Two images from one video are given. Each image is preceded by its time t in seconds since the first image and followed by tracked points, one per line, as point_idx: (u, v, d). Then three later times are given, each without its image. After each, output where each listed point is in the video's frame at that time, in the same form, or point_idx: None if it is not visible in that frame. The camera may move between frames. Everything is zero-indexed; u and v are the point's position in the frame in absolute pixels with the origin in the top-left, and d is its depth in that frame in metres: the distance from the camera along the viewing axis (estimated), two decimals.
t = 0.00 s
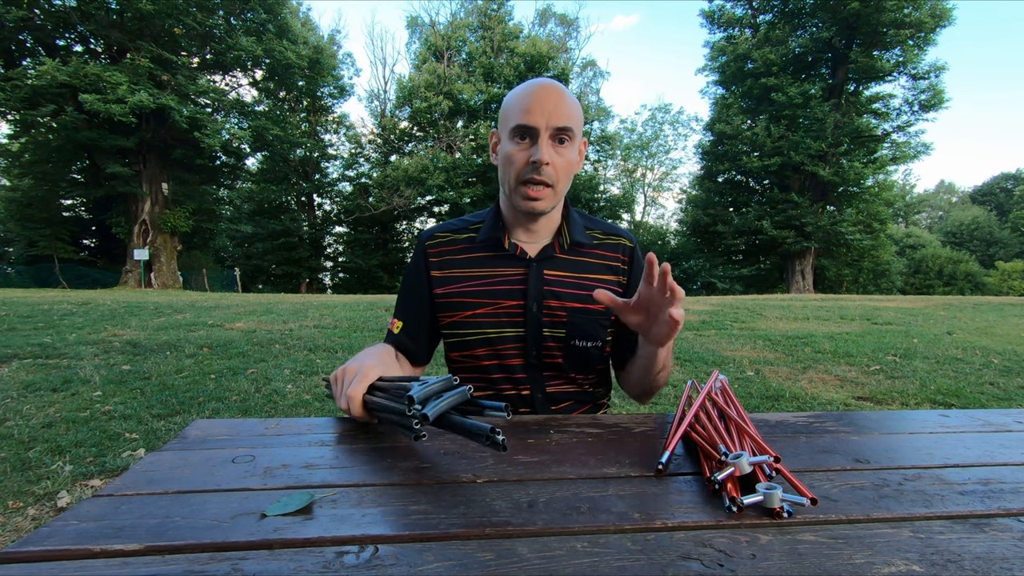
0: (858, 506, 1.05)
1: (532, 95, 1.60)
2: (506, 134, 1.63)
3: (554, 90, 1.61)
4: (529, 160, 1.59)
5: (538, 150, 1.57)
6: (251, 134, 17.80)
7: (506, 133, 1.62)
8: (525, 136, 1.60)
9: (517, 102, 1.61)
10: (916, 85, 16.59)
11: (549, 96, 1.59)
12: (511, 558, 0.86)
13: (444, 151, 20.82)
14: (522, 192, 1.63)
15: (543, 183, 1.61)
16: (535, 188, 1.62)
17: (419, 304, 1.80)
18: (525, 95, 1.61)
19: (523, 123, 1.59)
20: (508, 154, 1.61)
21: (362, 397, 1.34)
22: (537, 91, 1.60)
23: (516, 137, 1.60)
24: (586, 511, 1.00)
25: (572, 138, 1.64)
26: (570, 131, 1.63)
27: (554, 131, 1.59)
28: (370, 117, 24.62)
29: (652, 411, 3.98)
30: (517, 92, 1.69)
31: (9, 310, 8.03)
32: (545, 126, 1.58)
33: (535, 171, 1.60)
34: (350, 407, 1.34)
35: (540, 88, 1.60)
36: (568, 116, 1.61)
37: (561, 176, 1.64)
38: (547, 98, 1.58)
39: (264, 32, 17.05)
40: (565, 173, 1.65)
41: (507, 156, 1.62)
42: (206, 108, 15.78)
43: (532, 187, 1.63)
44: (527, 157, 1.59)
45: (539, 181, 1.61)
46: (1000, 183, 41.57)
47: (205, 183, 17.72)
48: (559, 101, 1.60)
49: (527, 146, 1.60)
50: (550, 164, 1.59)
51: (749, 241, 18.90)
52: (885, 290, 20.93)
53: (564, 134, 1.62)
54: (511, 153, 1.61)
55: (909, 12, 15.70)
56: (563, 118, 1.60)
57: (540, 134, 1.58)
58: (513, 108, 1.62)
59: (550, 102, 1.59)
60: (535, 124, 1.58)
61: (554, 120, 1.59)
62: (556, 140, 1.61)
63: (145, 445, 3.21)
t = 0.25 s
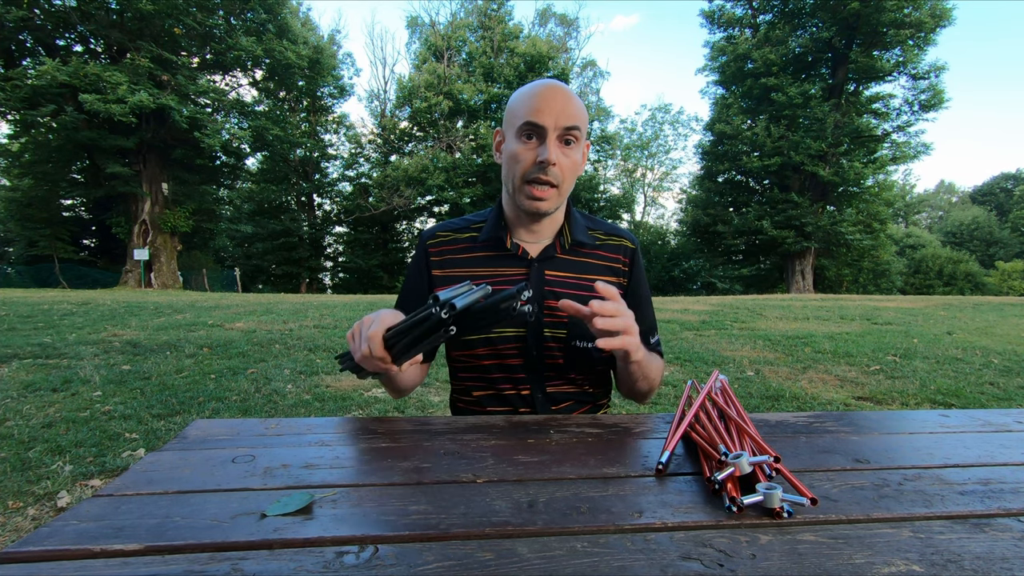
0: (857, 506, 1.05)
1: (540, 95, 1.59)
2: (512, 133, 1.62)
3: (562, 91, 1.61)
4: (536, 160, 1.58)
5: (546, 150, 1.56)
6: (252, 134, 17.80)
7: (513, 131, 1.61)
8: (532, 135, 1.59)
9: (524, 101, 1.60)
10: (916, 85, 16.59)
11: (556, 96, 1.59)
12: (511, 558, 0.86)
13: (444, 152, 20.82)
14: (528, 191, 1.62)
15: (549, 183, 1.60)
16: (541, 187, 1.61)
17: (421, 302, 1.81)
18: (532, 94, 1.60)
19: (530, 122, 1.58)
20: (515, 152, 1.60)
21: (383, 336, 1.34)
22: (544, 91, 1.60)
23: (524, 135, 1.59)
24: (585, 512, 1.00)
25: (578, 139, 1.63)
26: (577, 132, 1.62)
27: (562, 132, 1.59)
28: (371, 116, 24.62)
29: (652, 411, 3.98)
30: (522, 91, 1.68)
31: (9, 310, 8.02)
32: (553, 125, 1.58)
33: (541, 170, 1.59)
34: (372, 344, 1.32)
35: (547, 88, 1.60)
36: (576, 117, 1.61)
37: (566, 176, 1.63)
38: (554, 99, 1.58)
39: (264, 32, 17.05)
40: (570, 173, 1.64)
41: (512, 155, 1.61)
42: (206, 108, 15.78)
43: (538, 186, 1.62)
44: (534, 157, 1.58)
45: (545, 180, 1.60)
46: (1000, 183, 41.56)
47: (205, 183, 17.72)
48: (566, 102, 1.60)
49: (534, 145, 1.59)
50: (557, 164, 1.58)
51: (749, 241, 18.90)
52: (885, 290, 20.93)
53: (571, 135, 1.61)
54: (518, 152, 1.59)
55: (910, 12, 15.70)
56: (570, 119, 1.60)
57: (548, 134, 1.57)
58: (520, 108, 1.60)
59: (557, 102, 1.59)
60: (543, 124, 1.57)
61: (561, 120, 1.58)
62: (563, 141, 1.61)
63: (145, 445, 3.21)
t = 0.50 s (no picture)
0: (857, 506, 1.05)
1: (544, 95, 1.58)
2: (516, 131, 1.60)
3: (566, 91, 1.60)
4: (541, 159, 1.57)
5: (551, 150, 1.55)
6: (252, 134, 17.81)
7: (518, 129, 1.59)
8: (537, 133, 1.58)
9: (529, 100, 1.60)
10: (916, 85, 16.60)
11: (561, 96, 1.59)
12: (512, 558, 0.86)
13: (444, 152, 20.82)
14: (531, 190, 1.61)
15: (552, 183, 1.60)
16: (544, 186, 1.60)
17: (426, 304, 1.83)
18: (536, 94, 1.60)
19: (536, 120, 1.57)
20: (519, 151, 1.59)
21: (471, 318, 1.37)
22: (549, 91, 1.59)
23: (530, 134, 1.57)
24: (585, 511, 1.00)
25: (582, 138, 1.63)
26: (580, 132, 1.62)
27: (567, 131, 1.58)
28: (370, 116, 24.62)
29: (650, 411, 3.99)
30: (525, 90, 1.67)
31: (9, 310, 8.02)
32: (558, 125, 1.57)
33: (546, 169, 1.58)
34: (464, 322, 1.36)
35: (552, 88, 1.60)
36: (580, 118, 1.61)
37: (569, 176, 1.63)
38: (559, 98, 1.58)
39: (264, 32, 17.06)
40: (573, 173, 1.63)
41: (517, 152, 1.59)
42: (206, 108, 15.78)
43: (542, 184, 1.60)
44: (539, 155, 1.57)
45: (550, 180, 1.59)
46: (1000, 183, 41.54)
47: (205, 183, 17.73)
48: (570, 102, 1.60)
49: (539, 144, 1.58)
50: (561, 163, 1.57)
51: (749, 241, 18.91)
52: (885, 290, 20.93)
53: (575, 134, 1.61)
54: (522, 150, 1.58)
55: (910, 12, 15.70)
56: (575, 119, 1.59)
57: (554, 133, 1.57)
58: (524, 106, 1.60)
59: (563, 102, 1.58)
60: (549, 122, 1.56)
61: (567, 120, 1.58)
62: (567, 141, 1.60)
63: (145, 445, 3.21)
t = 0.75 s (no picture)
0: (858, 507, 1.05)
1: (543, 93, 1.59)
2: (516, 129, 1.61)
3: (565, 89, 1.61)
4: (541, 155, 1.56)
5: (551, 146, 1.55)
6: (252, 134, 17.80)
7: (517, 128, 1.59)
8: (537, 130, 1.58)
9: (528, 99, 1.61)
10: (916, 85, 16.60)
11: (560, 95, 1.60)
12: (511, 558, 0.86)
13: (444, 151, 20.81)
14: (531, 187, 1.60)
15: (553, 180, 1.59)
16: (544, 183, 1.60)
17: (428, 304, 1.83)
18: (536, 93, 1.60)
19: (535, 117, 1.57)
20: (519, 148, 1.58)
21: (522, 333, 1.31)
22: (547, 89, 1.60)
23: (530, 132, 1.57)
24: (585, 512, 1.00)
25: (581, 135, 1.63)
26: (580, 129, 1.62)
27: (567, 129, 1.59)
28: (371, 116, 24.63)
29: (650, 411, 3.99)
30: (522, 91, 1.68)
31: (9, 310, 8.02)
32: (558, 122, 1.57)
33: (546, 166, 1.57)
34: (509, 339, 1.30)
35: (551, 87, 1.61)
36: (580, 115, 1.61)
37: (569, 173, 1.62)
38: (558, 96, 1.59)
39: (264, 32, 17.06)
40: (574, 170, 1.63)
41: (517, 149, 1.59)
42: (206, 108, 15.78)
43: (543, 180, 1.59)
44: (539, 152, 1.57)
45: (550, 177, 1.59)
46: (1000, 183, 41.54)
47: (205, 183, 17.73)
48: (569, 100, 1.60)
49: (538, 141, 1.58)
50: (561, 158, 1.57)
51: (749, 241, 18.91)
52: (885, 290, 20.93)
53: (575, 131, 1.61)
54: (522, 147, 1.58)
55: (910, 12, 15.71)
56: (575, 116, 1.60)
57: (554, 130, 1.57)
58: (524, 105, 1.60)
59: (562, 100, 1.59)
60: (548, 119, 1.57)
61: (566, 116, 1.58)
62: (568, 138, 1.60)
63: (145, 445, 3.21)
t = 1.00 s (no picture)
0: (858, 507, 1.05)
1: (545, 95, 1.58)
2: (517, 131, 1.60)
3: (567, 91, 1.60)
4: (542, 159, 1.56)
5: (552, 149, 1.55)
6: (252, 134, 17.80)
7: (518, 130, 1.59)
8: (539, 133, 1.57)
9: (530, 101, 1.60)
10: (916, 85, 16.60)
11: (561, 95, 1.59)
12: (512, 558, 0.86)
13: (444, 151, 20.80)
14: (532, 190, 1.60)
15: (554, 183, 1.59)
16: (545, 187, 1.59)
17: (428, 305, 1.83)
18: (536, 94, 1.60)
19: (537, 120, 1.56)
20: (520, 151, 1.58)
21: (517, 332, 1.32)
22: (547, 90, 1.60)
23: (530, 134, 1.57)
24: (586, 512, 1.00)
25: (583, 139, 1.62)
26: (582, 132, 1.62)
27: (568, 131, 1.58)
28: (371, 116, 24.63)
29: (650, 411, 3.98)
30: (523, 91, 1.68)
31: (9, 310, 8.03)
32: (560, 125, 1.57)
33: (547, 170, 1.57)
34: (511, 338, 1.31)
35: (554, 89, 1.59)
36: (581, 118, 1.60)
37: (571, 176, 1.62)
38: (561, 99, 1.58)
39: (264, 32, 17.06)
40: (574, 173, 1.62)
41: (518, 152, 1.59)
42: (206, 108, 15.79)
43: (544, 184, 1.59)
44: (540, 155, 1.57)
45: (552, 180, 1.58)
46: (1000, 183, 41.53)
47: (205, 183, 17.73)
48: (572, 102, 1.59)
49: (540, 144, 1.57)
50: (562, 163, 1.56)
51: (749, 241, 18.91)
52: (885, 290, 20.93)
53: (576, 134, 1.60)
54: (523, 150, 1.58)
55: (910, 12, 15.71)
56: (577, 118, 1.59)
57: (555, 133, 1.56)
58: (526, 106, 1.60)
59: (563, 101, 1.58)
60: (550, 122, 1.56)
61: (568, 120, 1.57)
62: (569, 141, 1.60)
63: (145, 445, 3.21)
